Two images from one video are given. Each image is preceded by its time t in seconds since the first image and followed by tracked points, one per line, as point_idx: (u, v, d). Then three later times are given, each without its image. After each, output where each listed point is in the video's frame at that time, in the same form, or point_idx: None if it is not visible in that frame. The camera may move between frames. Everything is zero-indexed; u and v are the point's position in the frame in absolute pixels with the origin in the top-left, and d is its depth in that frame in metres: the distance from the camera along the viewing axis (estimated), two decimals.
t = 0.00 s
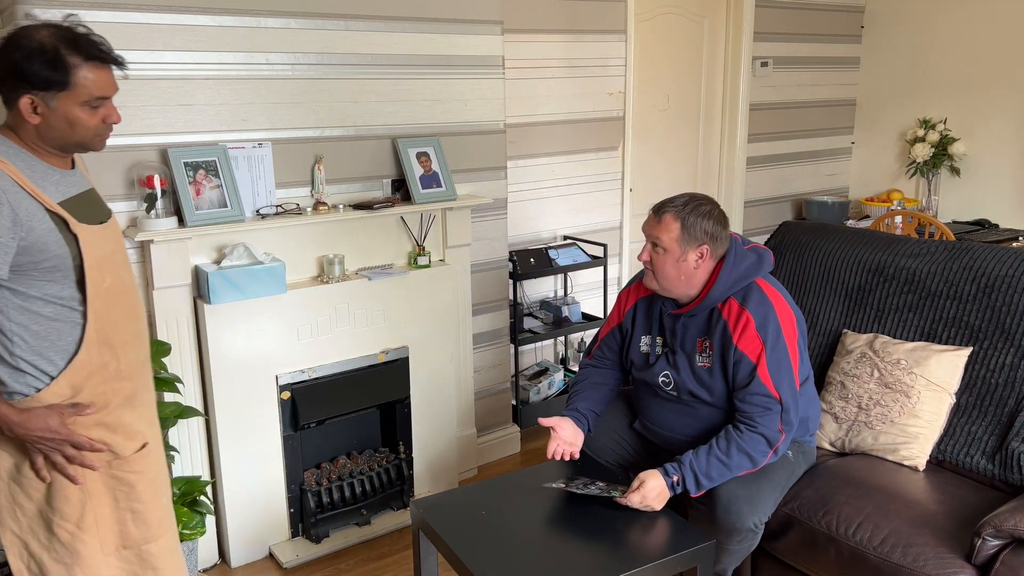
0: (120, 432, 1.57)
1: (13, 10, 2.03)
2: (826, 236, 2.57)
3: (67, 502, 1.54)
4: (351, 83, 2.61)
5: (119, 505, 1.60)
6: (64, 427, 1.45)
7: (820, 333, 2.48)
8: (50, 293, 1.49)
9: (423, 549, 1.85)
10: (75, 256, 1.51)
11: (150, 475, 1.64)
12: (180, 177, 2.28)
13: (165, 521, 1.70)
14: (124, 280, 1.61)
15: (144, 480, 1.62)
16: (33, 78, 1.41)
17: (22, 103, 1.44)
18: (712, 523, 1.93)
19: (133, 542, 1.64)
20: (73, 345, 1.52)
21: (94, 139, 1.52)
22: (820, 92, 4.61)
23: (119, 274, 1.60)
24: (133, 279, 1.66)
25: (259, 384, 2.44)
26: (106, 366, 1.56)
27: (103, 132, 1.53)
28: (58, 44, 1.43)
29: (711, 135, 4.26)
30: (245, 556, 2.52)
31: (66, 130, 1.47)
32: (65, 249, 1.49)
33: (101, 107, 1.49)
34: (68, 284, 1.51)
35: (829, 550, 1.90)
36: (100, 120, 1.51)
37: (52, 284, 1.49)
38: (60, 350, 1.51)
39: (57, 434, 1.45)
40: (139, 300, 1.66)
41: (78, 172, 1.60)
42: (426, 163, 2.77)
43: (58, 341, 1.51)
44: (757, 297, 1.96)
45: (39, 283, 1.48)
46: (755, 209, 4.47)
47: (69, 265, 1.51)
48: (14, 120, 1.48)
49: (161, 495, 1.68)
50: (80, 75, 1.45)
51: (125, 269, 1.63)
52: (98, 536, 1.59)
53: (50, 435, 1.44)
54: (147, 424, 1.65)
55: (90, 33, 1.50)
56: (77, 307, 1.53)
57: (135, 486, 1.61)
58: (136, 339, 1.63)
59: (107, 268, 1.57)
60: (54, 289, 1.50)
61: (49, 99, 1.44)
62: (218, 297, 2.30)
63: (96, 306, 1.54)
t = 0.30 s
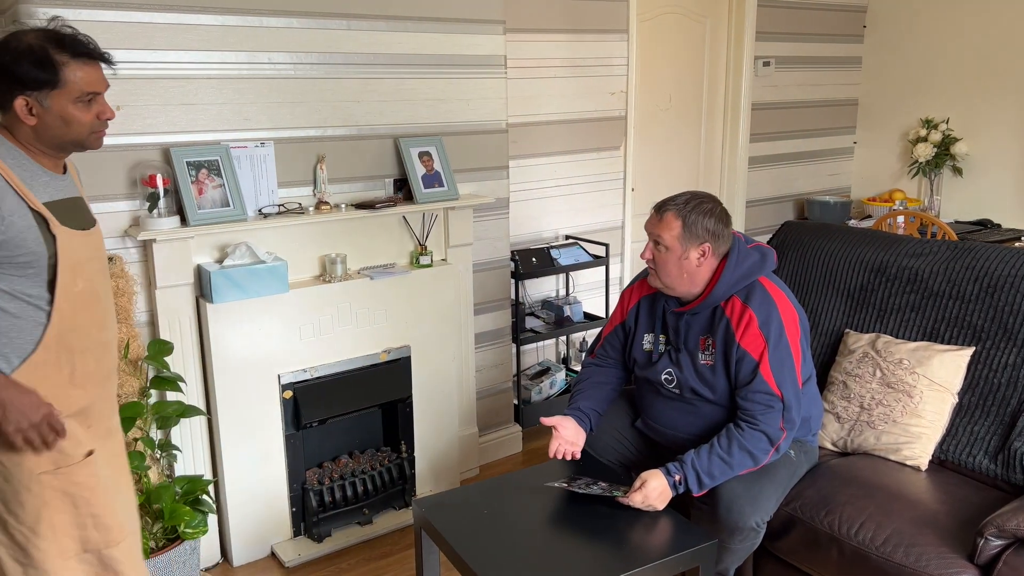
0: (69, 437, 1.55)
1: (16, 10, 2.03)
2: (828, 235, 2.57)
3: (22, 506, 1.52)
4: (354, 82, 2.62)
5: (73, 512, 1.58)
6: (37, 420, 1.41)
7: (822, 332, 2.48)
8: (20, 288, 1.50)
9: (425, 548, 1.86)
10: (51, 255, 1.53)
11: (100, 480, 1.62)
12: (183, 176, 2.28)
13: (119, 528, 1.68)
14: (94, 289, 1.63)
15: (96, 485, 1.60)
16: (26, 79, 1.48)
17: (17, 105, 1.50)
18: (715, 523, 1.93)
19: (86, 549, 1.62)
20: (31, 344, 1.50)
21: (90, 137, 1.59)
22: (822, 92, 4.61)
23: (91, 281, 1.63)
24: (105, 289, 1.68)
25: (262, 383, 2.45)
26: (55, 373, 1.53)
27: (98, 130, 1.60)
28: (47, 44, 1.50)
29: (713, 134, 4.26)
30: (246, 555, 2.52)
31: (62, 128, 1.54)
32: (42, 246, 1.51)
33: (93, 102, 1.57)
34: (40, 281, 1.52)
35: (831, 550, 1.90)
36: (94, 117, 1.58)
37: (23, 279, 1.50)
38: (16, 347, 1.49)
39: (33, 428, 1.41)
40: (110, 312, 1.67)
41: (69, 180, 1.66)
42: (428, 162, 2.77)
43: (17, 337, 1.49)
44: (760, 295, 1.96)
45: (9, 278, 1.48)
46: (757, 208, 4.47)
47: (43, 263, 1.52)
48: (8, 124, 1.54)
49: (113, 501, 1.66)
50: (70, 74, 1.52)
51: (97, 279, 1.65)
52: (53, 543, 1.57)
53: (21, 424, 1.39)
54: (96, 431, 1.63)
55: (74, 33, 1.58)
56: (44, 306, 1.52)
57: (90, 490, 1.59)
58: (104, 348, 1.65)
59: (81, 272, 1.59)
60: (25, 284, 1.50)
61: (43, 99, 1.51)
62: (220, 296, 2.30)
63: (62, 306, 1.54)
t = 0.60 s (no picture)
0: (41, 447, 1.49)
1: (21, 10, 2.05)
2: (830, 235, 2.56)
3: None
4: (356, 82, 2.62)
5: (30, 533, 1.51)
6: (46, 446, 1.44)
7: (825, 333, 2.48)
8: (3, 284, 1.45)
9: (427, 547, 1.85)
10: (35, 252, 1.49)
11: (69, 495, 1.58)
12: (186, 176, 2.29)
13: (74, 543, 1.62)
14: (81, 287, 1.62)
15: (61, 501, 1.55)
16: None
17: None
18: (717, 523, 1.93)
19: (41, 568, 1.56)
20: (14, 344, 1.46)
21: (67, 116, 1.56)
22: (825, 92, 4.61)
23: (76, 279, 1.60)
24: (94, 287, 1.67)
25: (265, 383, 2.45)
26: (41, 373, 1.51)
27: (74, 108, 1.58)
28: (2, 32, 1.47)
29: (715, 134, 4.26)
30: (249, 555, 2.52)
31: (37, 113, 1.52)
32: (25, 241, 1.47)
33: (61, 81, 1.54)
34: (24, 277, 1.48)
35: (835, 550, 1.90)
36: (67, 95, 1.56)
37: (7, 275, 1.46)
38: None
39: (38, 455, 1.43)
40: (98, 308, 1.67)
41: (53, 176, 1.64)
42: (430, 162, 2.77)
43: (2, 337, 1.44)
44: (761, 295, 1.96)
45: None
46: (759, 208, 4.46)
47: (26, 258, 1.48)
48: None
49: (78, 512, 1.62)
50: (31, 56, 1.50)
51: (85, 277, 1.63)
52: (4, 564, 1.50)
53: (32, 451, 1.42)
54: (78, 438, 1.60)
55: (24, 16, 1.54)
56: (27, 303, 1.49)
57: (48, 510, 1.53)
58: (89, 343, 1.63)
59: (64, 271, 1.56)
60: (10, 280, 1.46)
61: (12, 87, 1.48)
62: (223, 296, 2.31)
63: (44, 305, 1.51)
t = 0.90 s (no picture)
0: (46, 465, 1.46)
1: (26, 11, 2.06)
2: (834, 236, 2.56)
3: None
4: (359, 82, 2.62)
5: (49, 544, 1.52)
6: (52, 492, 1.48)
7: (828, 333, 2.48)
8: None
9: (431, 547, 1.86)
10: (21, 256, 1.49)
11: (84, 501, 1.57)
12: (190, 176, 2.29)
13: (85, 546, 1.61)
14: (75, 288, 1.61)
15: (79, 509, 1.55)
16: None
17: None
18: (720, 523, 1.93)
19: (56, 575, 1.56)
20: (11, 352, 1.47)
21: (36, 124, 1.57)
22: (829, 92, 4.61)
23: (69, 282, 1.60)
24: (89, 290, 1.67)
25: (269, 382, 2.46)
26: (45, 381, 1.51)
27: (43, 117, 1.59)
28: None
29: (719, 133, 4.26)
30: (252, 553, 2.53)
31: (5, 117, 1.52)
32: (13, 246, 1.47)
33: (35, 90, 1.56)
34: (14, 282, 1.48)
35: (837, 550, 1.90)
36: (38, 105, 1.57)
37: None
38: None
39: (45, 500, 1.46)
40: (95, 311, 1.66)
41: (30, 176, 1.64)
42: (434, 162, 2.78)
43: None
44: (765, 295, 1.96)
45: None
46: (763, 208, 4.46)
47: (14, 262, 1.47)
48: None
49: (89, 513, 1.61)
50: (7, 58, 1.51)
51: (78, 279, 1.63)
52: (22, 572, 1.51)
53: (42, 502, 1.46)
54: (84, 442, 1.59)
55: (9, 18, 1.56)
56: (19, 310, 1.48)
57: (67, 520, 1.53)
58: (90, 347, 1.63)
59: (53, 275, 1.56)
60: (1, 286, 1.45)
61: None
62: (227, 296, 2.31)
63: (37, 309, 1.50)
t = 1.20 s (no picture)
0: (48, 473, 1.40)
1: (37, 11, 2.07)
2: (842, 236, 2.55)
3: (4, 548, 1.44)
4: (367, 83, 2.63)
5: (57, 545, 1.49)
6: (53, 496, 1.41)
7: (836, 333, 2.47)
8: None
9: (437, 546, 1.86)
10: (17, 260, 1.42)
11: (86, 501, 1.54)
12: (199, 175, 2.30)
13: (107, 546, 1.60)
14: (76, 292, 1.56)
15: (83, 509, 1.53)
16: None
17: None
18: (727, 524, 1.93)
19: None
20: (16, 359, 1.41)
21: (23, 124, 1.44)
22: (838, 92, 4.59)
23: (68, 286, 1.54)
24: (89, 291, 1.62)
25: (276, 381, 2.46)
26: (52, 385, 1.47)
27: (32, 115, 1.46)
28: None
29: (727, 133, 4.24)
30: (260, 552, 2.54)
31: None
32: (6, 251, 1.39)
33: (22, 86, 1.42)
34: (12, 288, 1.41)
35: (845, 551, 1.90)
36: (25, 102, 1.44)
37: None
38: None
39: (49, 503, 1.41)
40: (96, 312, 1.62)
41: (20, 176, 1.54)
42: (441, 162, 2.78)
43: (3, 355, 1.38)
44: (773, 296, 1.95)
45: None
46: (771, 208, 4.45)
47: (10, 267, 1.40)
48: None
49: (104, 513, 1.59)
50: None
51: (78, 281, 1.58)
52: None
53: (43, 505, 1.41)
54: (93, 443, 1.56)
55: None
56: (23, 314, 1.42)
57: (72, 521, 1.50)
58: (92, 348, 1.59)
59: (55, 278, 1.50)
60: None
61: None
62: (236, 294, 2.32)
63: (40, 312, 1.45)
